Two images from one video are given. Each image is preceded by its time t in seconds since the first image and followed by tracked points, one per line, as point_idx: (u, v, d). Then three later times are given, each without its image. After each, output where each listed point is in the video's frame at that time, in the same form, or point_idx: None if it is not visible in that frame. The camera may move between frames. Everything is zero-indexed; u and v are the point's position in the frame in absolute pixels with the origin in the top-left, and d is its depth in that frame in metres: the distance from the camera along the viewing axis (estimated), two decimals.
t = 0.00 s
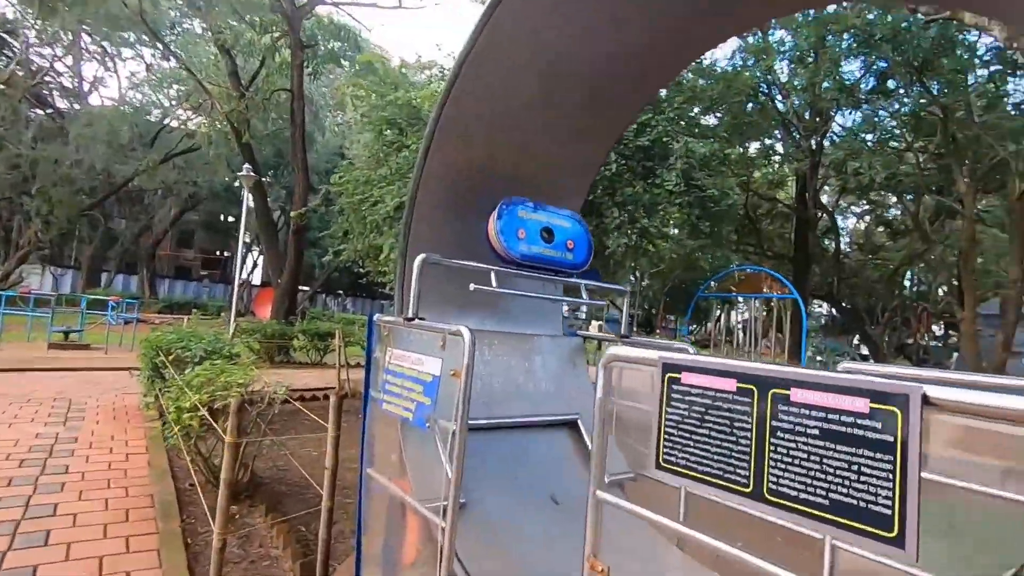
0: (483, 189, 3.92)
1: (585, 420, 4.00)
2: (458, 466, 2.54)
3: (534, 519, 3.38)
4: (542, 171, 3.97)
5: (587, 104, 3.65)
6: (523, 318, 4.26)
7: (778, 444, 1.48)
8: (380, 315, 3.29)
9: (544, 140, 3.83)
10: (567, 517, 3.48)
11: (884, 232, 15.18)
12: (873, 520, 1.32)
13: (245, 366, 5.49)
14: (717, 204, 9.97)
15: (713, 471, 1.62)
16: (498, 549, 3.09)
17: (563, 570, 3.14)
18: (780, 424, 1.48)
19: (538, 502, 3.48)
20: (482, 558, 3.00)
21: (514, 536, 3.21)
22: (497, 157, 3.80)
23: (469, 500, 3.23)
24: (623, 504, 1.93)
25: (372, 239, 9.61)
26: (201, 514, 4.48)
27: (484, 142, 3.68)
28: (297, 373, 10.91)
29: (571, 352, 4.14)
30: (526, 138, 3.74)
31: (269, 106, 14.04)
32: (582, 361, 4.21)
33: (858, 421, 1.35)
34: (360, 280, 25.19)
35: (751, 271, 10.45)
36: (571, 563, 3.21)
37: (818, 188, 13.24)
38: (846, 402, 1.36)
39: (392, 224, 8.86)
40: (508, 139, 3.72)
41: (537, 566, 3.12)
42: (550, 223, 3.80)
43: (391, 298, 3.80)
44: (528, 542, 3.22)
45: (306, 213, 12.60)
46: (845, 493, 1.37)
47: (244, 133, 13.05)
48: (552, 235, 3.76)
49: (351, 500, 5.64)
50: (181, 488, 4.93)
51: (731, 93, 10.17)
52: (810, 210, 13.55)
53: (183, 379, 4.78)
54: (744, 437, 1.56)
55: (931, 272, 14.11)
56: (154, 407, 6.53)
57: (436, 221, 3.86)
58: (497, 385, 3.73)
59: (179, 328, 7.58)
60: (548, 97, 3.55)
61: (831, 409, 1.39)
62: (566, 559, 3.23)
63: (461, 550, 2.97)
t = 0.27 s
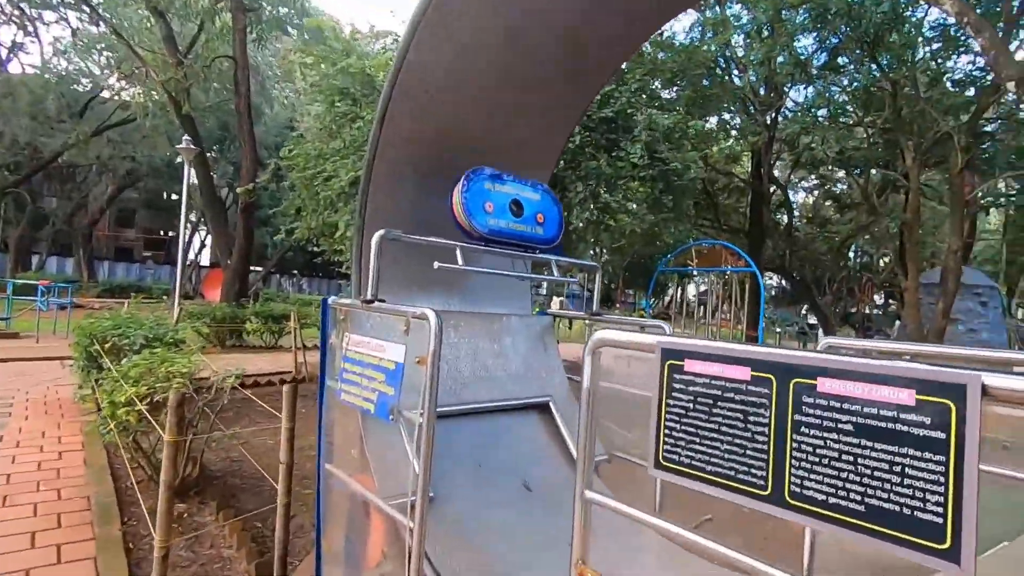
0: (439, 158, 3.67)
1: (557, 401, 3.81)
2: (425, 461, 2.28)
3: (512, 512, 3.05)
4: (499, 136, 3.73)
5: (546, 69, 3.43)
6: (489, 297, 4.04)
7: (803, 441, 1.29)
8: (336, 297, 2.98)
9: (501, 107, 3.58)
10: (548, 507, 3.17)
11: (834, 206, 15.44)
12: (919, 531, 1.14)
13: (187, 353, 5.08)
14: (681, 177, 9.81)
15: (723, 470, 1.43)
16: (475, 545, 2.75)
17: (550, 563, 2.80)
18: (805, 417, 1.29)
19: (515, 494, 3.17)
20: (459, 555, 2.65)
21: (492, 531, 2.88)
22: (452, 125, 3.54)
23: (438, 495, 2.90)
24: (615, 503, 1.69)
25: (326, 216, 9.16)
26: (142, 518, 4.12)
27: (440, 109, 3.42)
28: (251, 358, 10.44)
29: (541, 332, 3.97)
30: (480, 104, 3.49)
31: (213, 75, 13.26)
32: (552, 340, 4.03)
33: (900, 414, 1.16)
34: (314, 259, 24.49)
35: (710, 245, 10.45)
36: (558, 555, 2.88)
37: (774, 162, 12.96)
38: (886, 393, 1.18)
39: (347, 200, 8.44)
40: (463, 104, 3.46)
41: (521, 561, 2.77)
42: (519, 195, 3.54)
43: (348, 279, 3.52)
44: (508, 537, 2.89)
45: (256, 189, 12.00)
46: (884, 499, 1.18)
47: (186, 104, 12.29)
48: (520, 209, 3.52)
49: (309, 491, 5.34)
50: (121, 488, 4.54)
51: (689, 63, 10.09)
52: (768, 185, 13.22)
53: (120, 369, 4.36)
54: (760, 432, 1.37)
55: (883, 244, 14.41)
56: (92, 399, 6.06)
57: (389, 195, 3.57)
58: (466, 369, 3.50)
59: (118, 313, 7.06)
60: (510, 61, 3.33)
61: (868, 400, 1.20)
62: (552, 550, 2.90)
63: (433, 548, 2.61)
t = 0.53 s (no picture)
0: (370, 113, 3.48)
1: (513, 373, 3.60)
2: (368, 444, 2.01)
3: (469, 495, 2.84)
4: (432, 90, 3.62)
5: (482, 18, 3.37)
6: (439, 267, 3.81)
7: (798, 411, 1.16)
8: (263, 270, 2.66)
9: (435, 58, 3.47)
10: (507, 488, 2.97)
11: (780, 174, 15.48)
12: (934, 510, 1.02)
13: (111, 339, 4.68)
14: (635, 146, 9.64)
15: (701, 450, 1.27)
16: (430, 535, 2.53)
17: (511, 547, 2.61)
18: (798, 385, 1.15)
19: (471, 476, 2.95)
20: (412, 547, 2.42)
21: (447, 518, 2.66)
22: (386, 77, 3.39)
23: (387, 485, 2.66)
24: (578, 489, 1.47)
25: (266, 192, 8.65)
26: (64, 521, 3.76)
27: (368, 60, 3.24)
28: (192, 343, 9.89)
29: (495, 304, 3.76)
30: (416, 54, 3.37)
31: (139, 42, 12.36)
32: (506, 312, 3.83)
33: (912, 375, 1.04)
34: (259, 240, 23.62)
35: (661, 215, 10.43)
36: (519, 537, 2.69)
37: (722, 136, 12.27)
38: (894, 350, 1.05)
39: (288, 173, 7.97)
40: (397, 54, 3.32)
41: (480, 548, 2.57)
42: (467, 155, 3.29)
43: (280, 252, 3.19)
44: (465, 523, 2.68)
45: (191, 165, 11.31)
46: (893, 475, 1.06)
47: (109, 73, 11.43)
48: (469, 169, 3.27)
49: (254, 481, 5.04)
50: (42, 490, 4.15)
51: (641, 28, 9.90)
52: (722, 158, 12.81)
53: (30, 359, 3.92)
54: (745, 404, 1.22)
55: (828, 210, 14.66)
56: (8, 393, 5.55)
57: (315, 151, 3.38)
58: (415, 344, 3.26)
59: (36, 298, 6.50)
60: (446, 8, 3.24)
61: (874, 360, 1.07)
62: (512, 533, 2.70)
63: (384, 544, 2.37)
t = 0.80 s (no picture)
0: (306, 85, 3.26)
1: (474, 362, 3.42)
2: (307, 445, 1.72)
3: (430, 494, 2.58)
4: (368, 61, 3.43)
5: None
6: (392, 252, 3.59)
7: (802, 416, 1.00)
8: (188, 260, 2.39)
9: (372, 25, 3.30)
10: (472, 485, 2.72)
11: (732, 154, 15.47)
12: (967, 530, 0.87)
13: (33, 340, 4.29)
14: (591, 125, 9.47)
15: (689, 460, 1.11)
16: (391, 540, 2.26)
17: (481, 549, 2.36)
18: (802, 383, 0.99)
19: (432, 473, 2.70)
20: (371, 556, 2.15)
21: (409, 520, 2.40)
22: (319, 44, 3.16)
23: (339, 487, 2.38)
24: (545, 503, 1.28)
25: (206, 178, 8.19)
26: None
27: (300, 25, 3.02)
28: (132, 340, 9.37)
29: (453, 291, 3.55)
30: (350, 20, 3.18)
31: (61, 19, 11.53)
32: (465, 299, 3.63)
33: (945, 371, 0.88)
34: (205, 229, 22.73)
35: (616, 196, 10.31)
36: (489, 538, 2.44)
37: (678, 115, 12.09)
38: (919, 341, 0.89)
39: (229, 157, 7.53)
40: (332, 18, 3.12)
41: (448, 551, 2.31)
42: (415, 130, 3.06)
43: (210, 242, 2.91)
44: (428, 524, 2.42)
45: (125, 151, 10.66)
46: (920, 490, 0.91)
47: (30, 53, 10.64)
48: (418, 146, 3.04)
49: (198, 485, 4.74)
50: None
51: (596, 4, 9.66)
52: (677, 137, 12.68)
53: None
54: (739, 407, 1.05)
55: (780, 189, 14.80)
56: None
57: (246, 124, 3.11)
58: (366, 337, 3.00)
59: None
60: None
61: (897, 354, 0.91)
62: (481, 533, 2.46)
63: (337, 554, 2.09)
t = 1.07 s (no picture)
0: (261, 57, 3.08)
1: (440, 353, 3.30)
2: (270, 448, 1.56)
3: (402, 489, 2.44)
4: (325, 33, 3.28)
5: None
6: (351, 239, 3.42)
7: (834, 417, 0.94)
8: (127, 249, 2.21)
9: None
10: (444, 480, 2.60)
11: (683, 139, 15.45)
12: (1009, 535, 0.84)
13: None
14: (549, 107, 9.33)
15: (707, 463, 1.05)
16: (364, 538, 2.11)
17: (458, 544, 2.23)
18: (833, 383, 0.94)
19: (401, 468, 2.56)
20: (344, 556, 1.99)
21: (381, 517, 2.25)
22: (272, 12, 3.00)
23: (305, 486, 2.22)
24: (542, 507, 1.18)
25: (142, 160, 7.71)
26: None
27: None
28: (64, 333, 8.82)
29: (418, 280, 3.40)
30: None
31: None
32: (429, 286, 3.49)
33: (992, 369, 0.83)
34: (141, 213, 21.62)
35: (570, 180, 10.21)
36: (466, 533, 2.31)
37: (633, 99, 11.91)
38: (963, 337, 0.84)
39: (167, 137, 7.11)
40: None
41: (424, 547, 2.18)
42: (377, 109, 2.91)
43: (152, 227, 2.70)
44: (401, 520, 2.28)
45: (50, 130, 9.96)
46: (960, 493, 0.87)
47: None
48: (381, 125, 2.89)
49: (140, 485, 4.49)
50: None
51: None
52: (632, 122, 12.54)
53: None
54: (763, 407, 0.99)
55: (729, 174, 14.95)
56: None
57: (188, 99, 2.88)
58: (327, 328, 2.83)
59: None
60: None
61: (937, 351, 0.86)
62: (457, 528, 2.33)
63: (307, 557, 1.93)
